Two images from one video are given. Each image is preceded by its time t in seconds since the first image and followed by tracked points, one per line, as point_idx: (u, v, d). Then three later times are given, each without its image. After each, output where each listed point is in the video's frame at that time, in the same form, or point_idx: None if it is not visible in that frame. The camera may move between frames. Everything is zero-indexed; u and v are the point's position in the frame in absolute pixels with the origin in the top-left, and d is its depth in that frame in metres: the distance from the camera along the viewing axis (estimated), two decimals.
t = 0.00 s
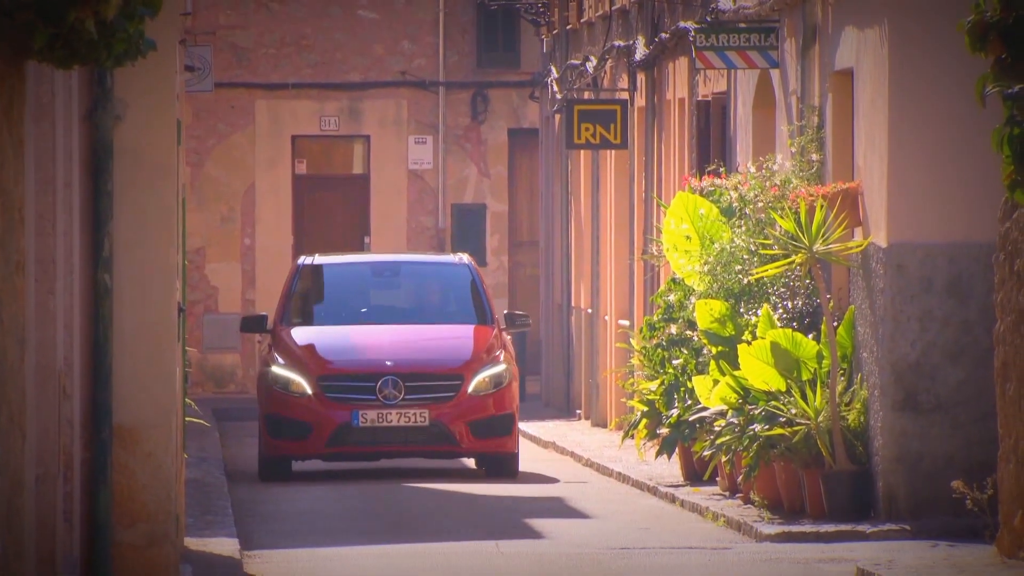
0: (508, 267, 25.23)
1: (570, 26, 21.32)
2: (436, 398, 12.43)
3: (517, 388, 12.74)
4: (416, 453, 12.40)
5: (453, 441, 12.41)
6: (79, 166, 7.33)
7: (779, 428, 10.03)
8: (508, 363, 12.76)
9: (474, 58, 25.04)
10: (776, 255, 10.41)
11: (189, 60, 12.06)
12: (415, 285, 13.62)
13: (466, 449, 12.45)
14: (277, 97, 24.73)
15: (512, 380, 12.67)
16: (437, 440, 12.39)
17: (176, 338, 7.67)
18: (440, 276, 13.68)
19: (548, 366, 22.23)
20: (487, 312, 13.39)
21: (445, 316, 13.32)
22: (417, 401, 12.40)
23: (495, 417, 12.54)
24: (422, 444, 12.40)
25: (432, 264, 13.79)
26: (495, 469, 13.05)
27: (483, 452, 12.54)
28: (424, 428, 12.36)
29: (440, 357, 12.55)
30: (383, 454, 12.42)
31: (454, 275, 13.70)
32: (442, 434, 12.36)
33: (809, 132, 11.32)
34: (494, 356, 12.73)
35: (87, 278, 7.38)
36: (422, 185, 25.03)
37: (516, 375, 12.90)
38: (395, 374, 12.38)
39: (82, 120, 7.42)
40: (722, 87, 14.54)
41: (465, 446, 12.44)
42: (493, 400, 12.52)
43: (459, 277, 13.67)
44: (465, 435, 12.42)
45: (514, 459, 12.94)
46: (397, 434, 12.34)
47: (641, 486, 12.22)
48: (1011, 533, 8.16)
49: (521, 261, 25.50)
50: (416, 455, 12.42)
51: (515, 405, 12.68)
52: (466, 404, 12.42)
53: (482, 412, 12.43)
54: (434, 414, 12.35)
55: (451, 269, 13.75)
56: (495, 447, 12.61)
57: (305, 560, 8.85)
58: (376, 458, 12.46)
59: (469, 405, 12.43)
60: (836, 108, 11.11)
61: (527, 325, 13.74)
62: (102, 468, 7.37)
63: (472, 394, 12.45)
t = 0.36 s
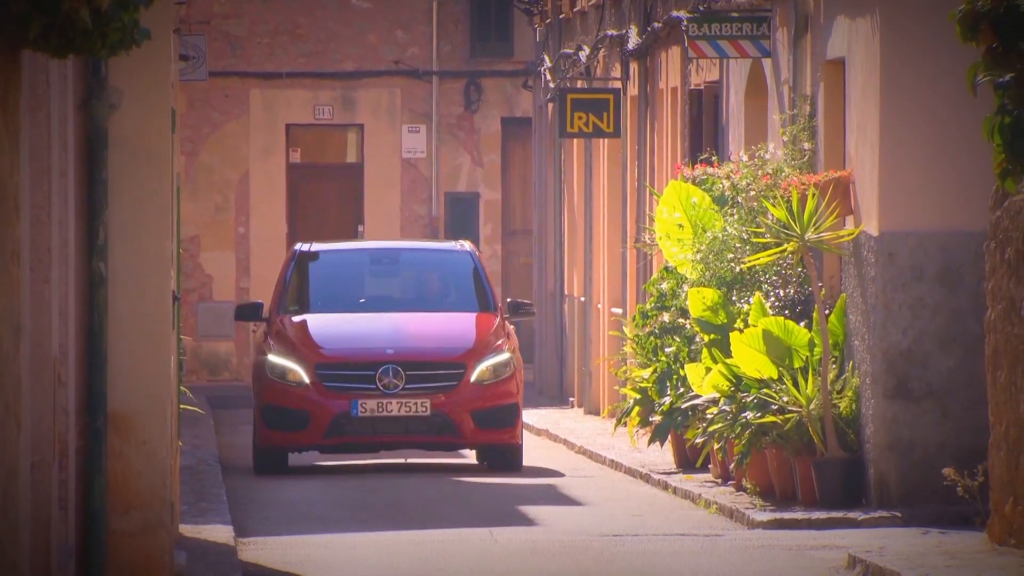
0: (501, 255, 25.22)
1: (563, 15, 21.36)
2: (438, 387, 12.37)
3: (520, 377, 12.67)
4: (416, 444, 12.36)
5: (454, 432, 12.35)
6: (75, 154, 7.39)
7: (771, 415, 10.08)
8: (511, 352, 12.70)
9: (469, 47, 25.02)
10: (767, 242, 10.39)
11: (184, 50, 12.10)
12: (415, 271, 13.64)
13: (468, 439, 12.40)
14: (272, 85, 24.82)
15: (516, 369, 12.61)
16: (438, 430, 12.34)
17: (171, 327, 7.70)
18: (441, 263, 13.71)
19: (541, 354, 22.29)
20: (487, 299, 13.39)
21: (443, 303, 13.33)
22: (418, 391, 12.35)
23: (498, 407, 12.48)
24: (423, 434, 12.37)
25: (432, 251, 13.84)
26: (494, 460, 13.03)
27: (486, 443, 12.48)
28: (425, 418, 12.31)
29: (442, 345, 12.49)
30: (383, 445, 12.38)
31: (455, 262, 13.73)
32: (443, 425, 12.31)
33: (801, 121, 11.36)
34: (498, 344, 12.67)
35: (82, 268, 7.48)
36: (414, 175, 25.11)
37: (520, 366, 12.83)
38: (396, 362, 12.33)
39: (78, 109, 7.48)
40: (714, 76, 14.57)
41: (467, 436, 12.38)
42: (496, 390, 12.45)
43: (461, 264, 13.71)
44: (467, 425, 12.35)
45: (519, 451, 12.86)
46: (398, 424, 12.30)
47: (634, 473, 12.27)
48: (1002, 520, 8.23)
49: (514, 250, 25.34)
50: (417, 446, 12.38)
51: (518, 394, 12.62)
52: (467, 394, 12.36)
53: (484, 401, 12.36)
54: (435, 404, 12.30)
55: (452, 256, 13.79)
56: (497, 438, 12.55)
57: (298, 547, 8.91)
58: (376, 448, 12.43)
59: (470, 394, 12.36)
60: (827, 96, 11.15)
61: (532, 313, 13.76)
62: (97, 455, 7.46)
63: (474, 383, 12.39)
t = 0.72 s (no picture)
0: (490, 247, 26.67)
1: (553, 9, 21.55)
2: (438, 379, 12.44)
3: (520, 371, 12.75)
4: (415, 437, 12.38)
5: (454, 425, 12.41)
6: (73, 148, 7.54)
7: (758, 404, 10.26)
8: (513, 344, 12.80)
9: (460, 40, 26.55)
10: (753, 233, 10.61)
11: (179, 43, 12.22)
12: (415, 260, 13.76)
13: (468, 432, 12.44)
14: (267, 78, 26.04)
15: (516, 361, 12.69)
16: (438, 423, 12.38)
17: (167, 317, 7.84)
18: (441, 252, 13.84)
19: (532, 343, 22.48)
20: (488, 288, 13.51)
21: (444, 292, 13.45)
22: (418, 383, 12.41)
23: (498, 400, 12.55)
24: (423, 427, 12.39)
25: (433, 240, 13.98)
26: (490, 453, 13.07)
27: (486, 436, 12.52)
28: (426, 410, 12.36)
29: (442, 337, 12.59)
30: (382, 438, 12.40)
31: (456, 250, 13.86)
32: (444, 417, 12.36)
33: (787, 113, 11.52)
34: (498, 337, 12.76)
35: (79, 257, 7.66)
36: (407, 166, 26.50)
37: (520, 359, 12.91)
38: (395, 353, 12.41)
39: (75, 101, 7.66)
40: (702, 70, 14.74)
41: (467, 429, 12.43)
42: (497, 382, 12.54)
43: (461, 252, 13.84)
44: (468, 417, 12.41)
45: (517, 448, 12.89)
46: (397, 417, 12.34)
47: (623, 460, 12.47)
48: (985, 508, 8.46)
49: (504, 239, 26.83)
50: (416, 439, 12.41)
51: (519, 387, 12.69)
52: (468, 386, 12.44)
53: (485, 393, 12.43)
54: (435, 395, 12.36)
55: (454, 245, 13.92)
56: (498, 431, 12.59)
57: (292, 533, 9.08)
58: (375, 442, 12.45)
59: (471, 387, 12.44)
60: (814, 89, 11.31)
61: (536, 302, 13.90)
62: (94, 442, 7.66)
63: (475, 375, 12.48)
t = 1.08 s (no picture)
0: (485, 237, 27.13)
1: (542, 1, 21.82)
2: (438, 371, 12.30)
3: (523, 363, 12.61)
4: (415, 429, 12.24)
5: (455, 417, 12.27)
6: (71, 140, 7.68)
7: (745, 390, 10.51)
8: (515, 334, 12.67)
9: (450, 34, 27.05)
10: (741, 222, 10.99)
11: (174, 35, 12.30)
12: (414, 247, 13.68)
13: (469, 425, 12.30)
14: (262, 71, 26.47)
15: (518, 353, 12.56)
16: (439, 416, 12.25)
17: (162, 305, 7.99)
18: (440, 240, 13.75)
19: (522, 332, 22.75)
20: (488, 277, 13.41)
21: (442, 281, 13.36)
22: (418, 374, 12.27)
23: (500, 391, 12.41)
24: (424, 419, 12.25)
25: (433, 228, 13.89)
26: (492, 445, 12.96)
27: (488, 429, 12.38)
28: (426, 403, 12.22)
29: (442, 327, 12.45)
30: (381, 431, 12.26)
31: (456, 238, 13.77)
32: (444, 409, 12.22)
33: (773, 105, 11.67)
34: (500, 328, 12.63)
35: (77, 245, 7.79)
36: (400, 156, 26.91)
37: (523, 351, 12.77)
38: (395, 344, 12.27)
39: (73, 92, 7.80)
40: (690, 61, 14.97)
41: (468, 422, 12.29)
42: (498, 374, 12.40)
43: (462, 240, 13.75)
44: (469, 410, 12.27)
45: (522, 442, 12.73)
46: (397, 409, 12.20)
47: (613, 447, 12.70)
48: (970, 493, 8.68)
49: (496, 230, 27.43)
50: (416, 431, 12.27)
51: (521, 379, 12.55)
52: (469, 377, 12.30)
53: (486, 385, 12.29)
54: (435, 387, 12.23)
55: (455, 233, 13.83)
56: (500, 424, 12.45)
57: (286, 519, 9.26)
58: (373, 435, 12.31)
59: (472, 378, 12.30)
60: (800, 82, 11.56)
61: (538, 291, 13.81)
62: (91, 428, 7.78)
63: (476, 366, 12.33)
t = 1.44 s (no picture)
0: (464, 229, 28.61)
1: None
2: (429, 368, 12.13)
3: (515, 359, 12.45)
4: (404, 429, 12.09)
5: (445, 415, 12.11)
6: (55, 136, 7.81)
7: (719, 382, 10.87)
8: (507, 330, 12.51)
9: (428, 31, 28.31)
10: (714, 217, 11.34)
11: (158, 32, 12.48)
12: (402, 241, 13.53)
13: (460, 424, 12.15)
14: (242, 67, 27.58)
15: (510, 349, 12.40)
16: (430, 414, 12.10)
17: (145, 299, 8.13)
18: (430, 233, 13.61)
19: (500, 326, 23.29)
20: (479, 270, 13.28)
21: (432, 275, 13.22)
22: (408, 372, 12.10)
23: (491, 390, 12.26)
24: (414, 417, 12.10)
25: (423, 220, 13.75)
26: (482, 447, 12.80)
27: (480, 429, 12.23)
28: (416, 400, 12.07)
29: (433, 323, 12.28)
30: (370, 429, 12.09)
31: (446, 231, 13.63)
32: (435, 407, 12.07)
33: (747, 101, 12.18)
34: (492, 324, 12.47)
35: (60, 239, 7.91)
36: (379, 152, 28.20)
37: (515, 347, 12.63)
38: (384, 340, 12.10)
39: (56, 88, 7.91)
40: (665, 58, 15.39)
41: (459, 420, 12.14)
42: (490, 370, 12.24)
43: (451, 232, 13.61)
44: (461, 408, 12.12)
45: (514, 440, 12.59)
46: (386, 407, 12.04)
47: (588, 438, 13.18)
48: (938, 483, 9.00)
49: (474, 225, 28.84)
50: (406, 430, 12.11)
51: (513, 376, 12.40)
52: (460, 375, 12.14)
53: (477, 382, 12.14)
54: (426, 385, 12.06)
55: (444, 226, 13.69)
56: (492, 423, 12.30)
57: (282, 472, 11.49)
58: (362, 434, 12.15)
59: (463, 376, 12.14)
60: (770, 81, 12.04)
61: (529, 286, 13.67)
62: (74, 419, 7.89)
63: (467, 363, 12.18)
